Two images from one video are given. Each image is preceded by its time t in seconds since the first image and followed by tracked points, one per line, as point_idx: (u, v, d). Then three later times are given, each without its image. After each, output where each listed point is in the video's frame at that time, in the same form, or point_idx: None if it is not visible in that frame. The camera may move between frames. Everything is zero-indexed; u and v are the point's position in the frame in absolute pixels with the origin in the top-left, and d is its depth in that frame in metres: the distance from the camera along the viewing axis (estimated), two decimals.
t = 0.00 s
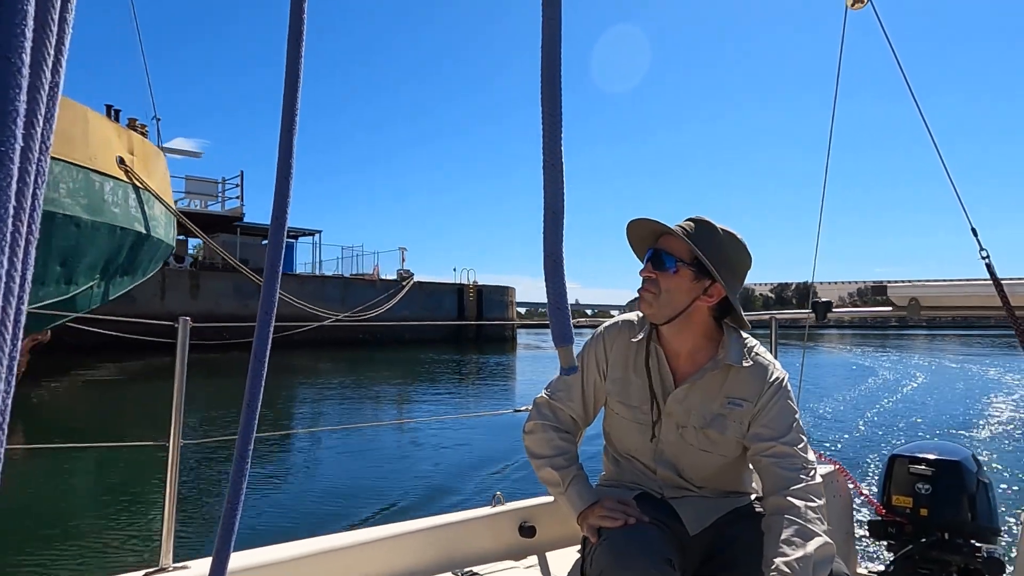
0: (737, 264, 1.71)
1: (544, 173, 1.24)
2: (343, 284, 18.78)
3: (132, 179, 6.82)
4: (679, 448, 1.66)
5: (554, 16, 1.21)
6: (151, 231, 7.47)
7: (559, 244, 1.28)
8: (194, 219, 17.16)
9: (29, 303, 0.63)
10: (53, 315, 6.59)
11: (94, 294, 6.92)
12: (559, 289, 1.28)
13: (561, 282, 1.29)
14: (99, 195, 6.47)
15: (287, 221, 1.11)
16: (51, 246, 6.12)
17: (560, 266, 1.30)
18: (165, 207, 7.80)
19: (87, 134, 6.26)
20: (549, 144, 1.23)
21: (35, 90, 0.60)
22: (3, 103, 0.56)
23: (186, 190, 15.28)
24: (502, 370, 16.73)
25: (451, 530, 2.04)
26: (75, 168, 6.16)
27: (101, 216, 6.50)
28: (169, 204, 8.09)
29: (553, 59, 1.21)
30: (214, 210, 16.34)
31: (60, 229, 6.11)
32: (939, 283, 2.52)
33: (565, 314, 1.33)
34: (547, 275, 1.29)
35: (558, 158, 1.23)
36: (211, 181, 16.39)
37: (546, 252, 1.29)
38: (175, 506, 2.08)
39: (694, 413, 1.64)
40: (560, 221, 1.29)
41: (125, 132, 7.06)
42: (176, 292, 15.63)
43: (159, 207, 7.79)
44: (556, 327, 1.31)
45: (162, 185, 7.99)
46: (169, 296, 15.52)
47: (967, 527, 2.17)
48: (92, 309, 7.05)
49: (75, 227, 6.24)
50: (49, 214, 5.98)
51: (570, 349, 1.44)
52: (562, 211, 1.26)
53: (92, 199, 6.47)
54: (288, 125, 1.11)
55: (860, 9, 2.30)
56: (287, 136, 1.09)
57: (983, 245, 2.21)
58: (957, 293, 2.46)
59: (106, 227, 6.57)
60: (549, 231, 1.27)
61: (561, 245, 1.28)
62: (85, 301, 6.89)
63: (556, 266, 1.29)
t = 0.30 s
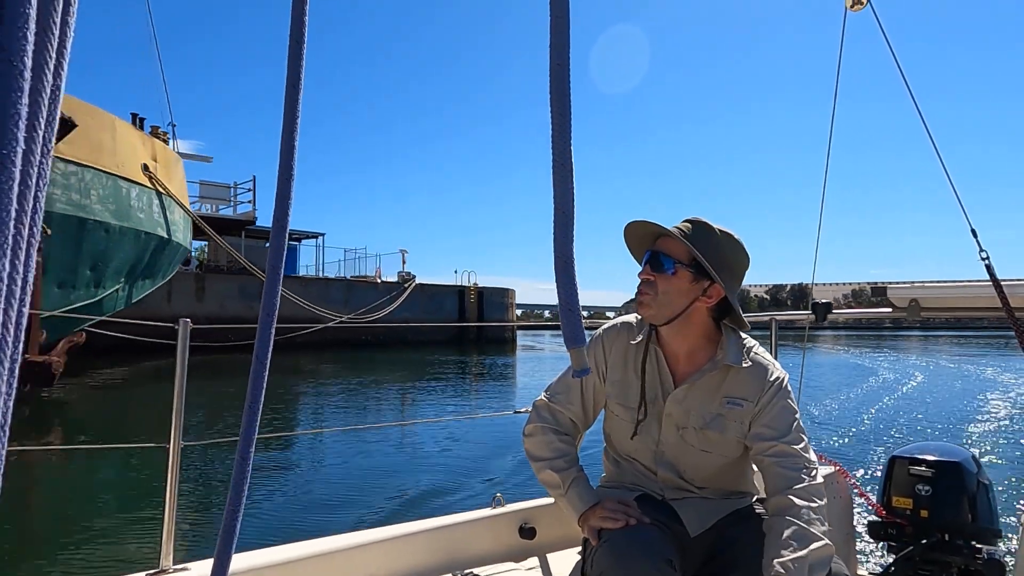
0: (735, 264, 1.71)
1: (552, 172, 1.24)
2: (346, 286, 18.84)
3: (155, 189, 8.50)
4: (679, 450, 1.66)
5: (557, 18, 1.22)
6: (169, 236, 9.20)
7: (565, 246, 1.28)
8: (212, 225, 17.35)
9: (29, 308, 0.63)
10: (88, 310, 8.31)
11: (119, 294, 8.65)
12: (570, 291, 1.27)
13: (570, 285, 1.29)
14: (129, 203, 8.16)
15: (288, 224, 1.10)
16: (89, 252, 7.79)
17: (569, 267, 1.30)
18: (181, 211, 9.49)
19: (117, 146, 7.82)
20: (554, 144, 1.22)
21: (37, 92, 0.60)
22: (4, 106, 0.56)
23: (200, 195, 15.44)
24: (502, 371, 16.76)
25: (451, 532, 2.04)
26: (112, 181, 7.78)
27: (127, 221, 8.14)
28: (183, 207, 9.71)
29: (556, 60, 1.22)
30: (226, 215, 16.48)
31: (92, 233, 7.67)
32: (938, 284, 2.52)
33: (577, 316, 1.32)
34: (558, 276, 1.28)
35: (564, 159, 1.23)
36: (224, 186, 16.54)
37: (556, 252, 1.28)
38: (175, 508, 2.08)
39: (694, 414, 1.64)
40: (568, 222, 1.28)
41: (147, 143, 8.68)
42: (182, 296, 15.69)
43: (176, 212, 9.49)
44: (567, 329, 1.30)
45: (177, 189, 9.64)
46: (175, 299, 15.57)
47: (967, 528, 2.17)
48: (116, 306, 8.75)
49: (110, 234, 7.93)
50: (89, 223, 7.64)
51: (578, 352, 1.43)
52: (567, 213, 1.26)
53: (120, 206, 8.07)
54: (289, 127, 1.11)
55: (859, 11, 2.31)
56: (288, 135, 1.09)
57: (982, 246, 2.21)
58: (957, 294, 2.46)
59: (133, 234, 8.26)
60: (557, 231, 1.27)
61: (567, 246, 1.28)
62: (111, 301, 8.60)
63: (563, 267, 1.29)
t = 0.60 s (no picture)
0: (735, 262, 1.71)
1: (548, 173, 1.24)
2: (351, 287, 18.88)
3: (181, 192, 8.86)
4: (680, 448, 1.66)
5: (554, 18, 1.21)
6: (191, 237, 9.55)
7: (564, 246, 1.28)
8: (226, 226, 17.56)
9: (30, 307, 0.63)
10: (117, 310, 8.68)
11: (144, 295, 8.99)
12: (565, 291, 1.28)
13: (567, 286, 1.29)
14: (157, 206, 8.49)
15: (289, 224, 1.10)
16: (119, 254, 8.14)
17: (564, 266, 1.30)
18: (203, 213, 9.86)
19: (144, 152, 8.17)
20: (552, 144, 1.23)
21: (39, 90, 0.60)
22: (6, 102, 0.56)
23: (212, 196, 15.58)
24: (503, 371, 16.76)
25: (451, 532, 2.04)
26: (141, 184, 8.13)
27: (154, 224, 8.50)
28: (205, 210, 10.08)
29: (555, 59, 1.22)
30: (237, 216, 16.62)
31: (122, 235, 8.03)
32: (939, 285, 2.52)
33: (573, 316, 1.32)
34: (552, 275, 1.28)
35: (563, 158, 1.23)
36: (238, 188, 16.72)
37: (551, 252, 1.28)
38: (175, 508, 2.08)
39: (695, 412, 1.64)
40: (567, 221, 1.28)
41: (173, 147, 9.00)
42: (188, 296, 15.75)
43: (197, 213, 9.83)
44: (561, 328, 1.30)
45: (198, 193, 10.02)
46: (182, 299, 15.64)
47: (968, 529, 2.17)
48: (141, 305, 9.10)
49: (139, 236, 8.28)
50: (120, 225, 8.00)
51: (574, 351, 1.43)
52: (566, 214, 1.26)
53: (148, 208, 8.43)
54: (291, 125, 1.11)
55: (861, 11, 2.31)
56: (290, 133, 1.09)
57: (983, 247, 2.21)
58: (958, 295, 2.46)
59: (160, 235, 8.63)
60: (554, 230, 1.26)
61: (564, 245, 1.28)
62: (137, 301, 8.97)
63: (561, 267, 1.29)
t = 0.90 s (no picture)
0: (736, 264, 1.72)
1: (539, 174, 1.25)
2: (357, 287, 18.94)
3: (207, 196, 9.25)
4: (682, 448, 1.66)
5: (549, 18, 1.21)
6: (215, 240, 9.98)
7: (553, 246, 1.28)
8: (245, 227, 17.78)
9: (34, 306, 0.63)
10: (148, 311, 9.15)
11: (172, 296, 9.43)
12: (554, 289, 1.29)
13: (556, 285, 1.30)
14: (185, 210, 8.94)
15: (290, 223, 1.10)
16: (149, 256, 8.64)
17: (555, 266, 1.30)
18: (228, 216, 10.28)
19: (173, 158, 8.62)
20: (546, 145, 1.23)
21: (43, 89, 0.60)
22: (10, 100, 0.56)
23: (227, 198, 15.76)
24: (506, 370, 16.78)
25: (453, 531, 2.04)
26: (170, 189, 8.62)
27: (183, 227, 8.95)
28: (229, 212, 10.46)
29: (549, 60, 1.22)
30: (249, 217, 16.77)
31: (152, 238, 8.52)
32: (941, 284, 2.51)
33: (561, 314, 1.33)
34: (542, 275, 1.29)
35: (555, 160, 1.25)
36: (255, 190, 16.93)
37: (541, 253, 1.28)
38: (177, 507, 2.08)
39: (697, 412, 1.64)
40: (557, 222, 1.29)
41: (200, 152, 9.38)
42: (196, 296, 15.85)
43: (219, 216, 10.20)
44: (550, 326, 1.31)
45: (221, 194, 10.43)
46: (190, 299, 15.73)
47: (972, 529, 2.16)
48: (168, 307, 9.53)
49: (167, 239, 8.77)
50: (151, 228, 8.50)
51: (564, 349, 1.43)
52: (559, 214, 1.27)
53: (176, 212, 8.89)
54: (292, 125, 1.11)
55: (864, 10, 2.30)
56: (290, 132, 1.09)
57: (986, 246, 2.20)
58: (961, 294, 2.45)
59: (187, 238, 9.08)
60: (543, 230, 1.27)
61: (556, 246, 1.28)
62: (165, 302, 9.39)
63: (554, 266, 1.30)
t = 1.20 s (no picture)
0: (731, 262, 1.73)
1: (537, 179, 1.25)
2: (359, 290, 18.96)
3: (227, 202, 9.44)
4: (680, 449, 1.66)
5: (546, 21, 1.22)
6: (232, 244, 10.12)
7: (550, 248, 1.27)
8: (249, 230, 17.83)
9: (33, 309, 0.63)
10: (170, 315, 9.28)
11: (191, 299, 9.59)
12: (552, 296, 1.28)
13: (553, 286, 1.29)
14: (206, 216, 9.11)
15: (290, 226, 1.10)
16: (173, 260, 8.80)
17: (550, 268, 1.30)
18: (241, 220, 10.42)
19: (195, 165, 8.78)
20: (541, 148, 1.24)
21: (41, 91, 0.60)
22: (7, 103, 0.56)
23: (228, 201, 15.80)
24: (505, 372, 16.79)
25: (450, 534, 2.03)
26: (193, 196, 8.80)
27: (204, 232, 9.12)
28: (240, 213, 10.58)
29: (547, 63, 1.22)
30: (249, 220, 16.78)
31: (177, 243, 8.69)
32: (938, 286, 2.52)
33: (558, 318, 1.33)
34: (538, 282, 1.27)
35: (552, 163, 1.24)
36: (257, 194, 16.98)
37: (537, 257, 1.27)
38: (174, 510, 2.07)
39: (694, 413, 1.64)
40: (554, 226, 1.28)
41: (219, 160, 9.60)
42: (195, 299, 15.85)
43: (236, 220, 10.36)
44: (546, 331, 1.31)
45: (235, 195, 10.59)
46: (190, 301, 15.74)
47: (968, 532, 2.17)
48: (188, 309, 9.71)
49: (190, 244, 8.94)
50: (176, 233, 8.67)
51: (560, 351, 1.43)
52: (555, 216, 1.27)
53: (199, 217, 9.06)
54: (291, 128, 1.11)
55: (860, 14, 2.31)
56: (290, 133, 1.09)
57: (982, 249, 2.21)
58: (959, 297, 2.46)
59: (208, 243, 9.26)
60: (541, 234, 1.27)
61: (552, 250, 1.28)
62: (184, 304, 9.53)
63: (551, 271, 1.29)
